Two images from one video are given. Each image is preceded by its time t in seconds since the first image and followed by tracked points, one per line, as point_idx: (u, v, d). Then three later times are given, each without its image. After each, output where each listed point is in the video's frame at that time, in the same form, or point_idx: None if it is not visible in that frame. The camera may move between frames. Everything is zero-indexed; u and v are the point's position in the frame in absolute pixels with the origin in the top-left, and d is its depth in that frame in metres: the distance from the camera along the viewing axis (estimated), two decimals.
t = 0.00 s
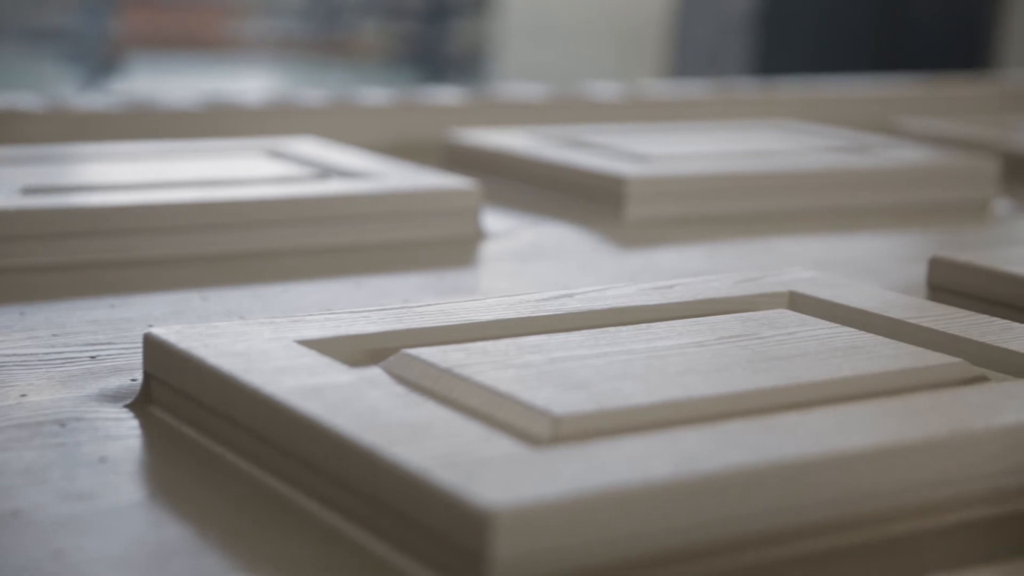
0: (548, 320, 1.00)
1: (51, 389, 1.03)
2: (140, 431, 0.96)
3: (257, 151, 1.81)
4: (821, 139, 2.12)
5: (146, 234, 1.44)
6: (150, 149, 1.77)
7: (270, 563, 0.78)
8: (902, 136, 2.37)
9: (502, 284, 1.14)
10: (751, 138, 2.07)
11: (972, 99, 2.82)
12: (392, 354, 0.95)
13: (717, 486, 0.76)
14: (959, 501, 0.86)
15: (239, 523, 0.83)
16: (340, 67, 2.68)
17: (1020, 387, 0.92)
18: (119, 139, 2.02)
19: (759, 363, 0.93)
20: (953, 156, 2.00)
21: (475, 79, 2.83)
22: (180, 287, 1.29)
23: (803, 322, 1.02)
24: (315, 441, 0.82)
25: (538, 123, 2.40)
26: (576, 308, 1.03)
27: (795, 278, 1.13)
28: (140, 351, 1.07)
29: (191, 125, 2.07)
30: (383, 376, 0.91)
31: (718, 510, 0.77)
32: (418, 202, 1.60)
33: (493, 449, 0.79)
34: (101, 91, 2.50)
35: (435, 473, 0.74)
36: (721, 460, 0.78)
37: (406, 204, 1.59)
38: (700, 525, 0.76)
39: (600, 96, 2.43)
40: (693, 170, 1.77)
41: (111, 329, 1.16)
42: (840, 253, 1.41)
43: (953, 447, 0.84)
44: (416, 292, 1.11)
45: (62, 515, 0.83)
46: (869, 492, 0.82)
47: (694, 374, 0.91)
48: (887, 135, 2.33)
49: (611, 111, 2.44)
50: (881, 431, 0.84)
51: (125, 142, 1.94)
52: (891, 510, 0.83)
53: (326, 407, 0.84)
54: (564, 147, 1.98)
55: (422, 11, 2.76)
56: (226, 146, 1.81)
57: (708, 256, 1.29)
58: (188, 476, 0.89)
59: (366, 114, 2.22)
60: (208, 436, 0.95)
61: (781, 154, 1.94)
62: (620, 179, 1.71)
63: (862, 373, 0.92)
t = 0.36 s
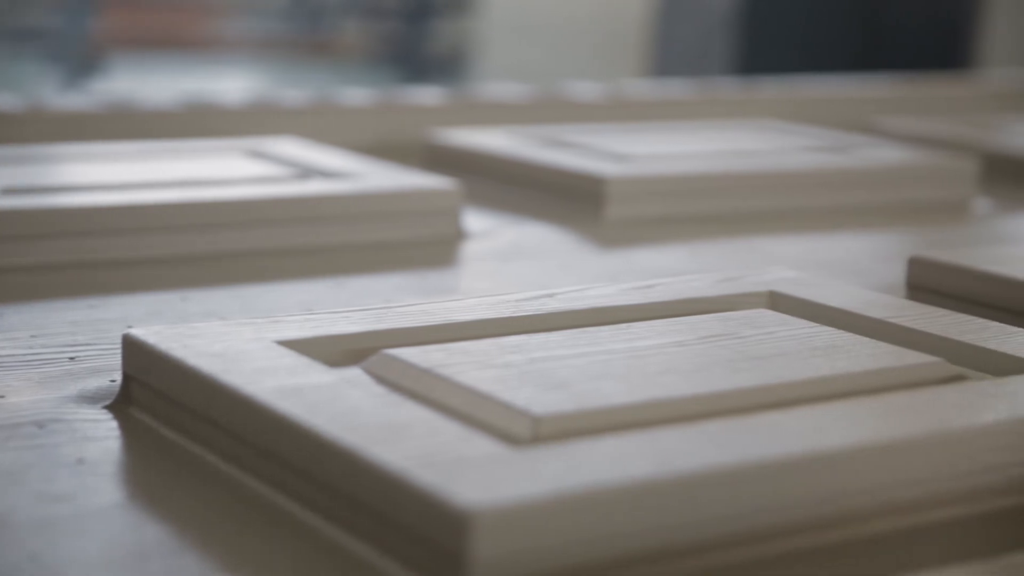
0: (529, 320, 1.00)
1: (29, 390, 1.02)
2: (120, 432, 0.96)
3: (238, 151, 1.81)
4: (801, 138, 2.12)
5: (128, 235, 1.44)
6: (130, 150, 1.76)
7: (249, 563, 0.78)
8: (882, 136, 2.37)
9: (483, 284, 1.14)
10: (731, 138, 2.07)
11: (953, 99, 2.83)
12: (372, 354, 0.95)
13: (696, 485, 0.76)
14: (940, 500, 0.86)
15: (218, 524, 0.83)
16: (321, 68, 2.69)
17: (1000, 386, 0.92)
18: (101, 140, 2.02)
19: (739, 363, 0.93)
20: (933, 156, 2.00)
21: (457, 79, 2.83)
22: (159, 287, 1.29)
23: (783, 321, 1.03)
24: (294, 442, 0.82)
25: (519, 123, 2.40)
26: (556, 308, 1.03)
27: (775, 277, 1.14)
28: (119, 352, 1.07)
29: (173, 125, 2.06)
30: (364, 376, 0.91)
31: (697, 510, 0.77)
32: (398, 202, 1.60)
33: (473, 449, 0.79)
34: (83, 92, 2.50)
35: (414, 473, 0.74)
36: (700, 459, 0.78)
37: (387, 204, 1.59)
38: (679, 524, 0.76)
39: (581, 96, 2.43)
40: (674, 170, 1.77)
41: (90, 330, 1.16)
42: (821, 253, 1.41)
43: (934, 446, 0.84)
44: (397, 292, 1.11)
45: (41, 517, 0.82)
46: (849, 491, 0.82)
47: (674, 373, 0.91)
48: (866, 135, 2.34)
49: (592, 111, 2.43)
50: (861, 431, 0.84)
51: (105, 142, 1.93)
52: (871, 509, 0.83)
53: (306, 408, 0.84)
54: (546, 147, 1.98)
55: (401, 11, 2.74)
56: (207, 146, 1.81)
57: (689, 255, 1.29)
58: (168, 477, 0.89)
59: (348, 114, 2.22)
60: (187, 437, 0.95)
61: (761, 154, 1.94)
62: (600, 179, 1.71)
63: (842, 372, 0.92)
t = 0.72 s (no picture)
0: (508, 321, 1.00)
1: (7, 391, 1.02)
2: (98, 433, 0.96)
3: (216, 151, 1.81)
4: (780, 138, 2.12)
5: (111, 236, 1.43)
6: (108, 150, 1.76)
7: (227, 564, 0.78)
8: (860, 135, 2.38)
9: (463, 284, 1.14)
10: (711, 138, 2.07)
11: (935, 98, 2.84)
12: (350, 354, 0.94)
13: (675, 484, 0.76)
14: (919, 498, 0.86)
15: (197, 525, 0.83)
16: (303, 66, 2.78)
17: (978, 384, 0.92)
18: (82, 140, 2.02)
19: (718, 362, 0.93)
20: (913, 156, 2.00)
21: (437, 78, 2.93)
22: (138, 288, 1.29)
23: (761, 320, 1.03)
24: (272, 441, 0.82)
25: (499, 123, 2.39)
26: (535, 308, 1.03)
27: (755, 277, 1.14)
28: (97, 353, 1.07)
29: (154, 126, 2.06)
30: (343, 376, 0.91)
31: (676, 509, 0.77)
32: (375, 202, 1.59)
33: (452, 449, 0.79)
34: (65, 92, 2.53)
35: (393, 473, 0.74)
36: (678, 458, 0.78)
37: (367, 205, 1.59)
38: (658, 523, 0.76)
39: (561, 96, 2.43)
40: (653, 170, 1.77)
41: (69, 331, 1.16)
42: (801, 253, 1.41)
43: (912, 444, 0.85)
44: (377, 292, 1.11)
45: (18, 519, 0.82)
46: (828, 490, 0.82)
47: (652, 373, 0.91)
48: (846, 134, 2.34)
49: (573, 111, 2.43)
50: (839, 429, 0.84)
51: (82, 143, 1.93)
52: (850, 508, 0.84)
53: (284, 408, 0.84)
54: (525, 148, 1.98)
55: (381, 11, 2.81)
56: (186, 146, 1.80)
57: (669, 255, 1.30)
58: (145, 478, 0.89)
59: (328, 115, 2.22)
60: (165, 437, 0.94)
61: (739, 154, 1.94)
62: (579, 179, 1.71)
63: (820, 371, 0.92)
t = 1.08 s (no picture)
0: (487, 320, 1.00)
1: None
2: (75, 434, 0.96)
3: (195, 151, 1.81)
4: (760, 138, 2.13)
5: (93, 236, 1.43)
6: (86, 150, 1.75)
7: (205, 564, 0.78)
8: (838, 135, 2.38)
9: (443, 284, 1.14)
10: (691, 138, 2.08)
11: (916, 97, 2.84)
12: (328, 355, 0.94)
13: (654, 484, 0.77)
14: (899, 497, 0.87)
15: (174, 525, 0.83)
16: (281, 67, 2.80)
17: (955, 383, 0.93)
18: (61, 140, 2.01)
19: (696, 361, 0.94)
20: (893, 155, 2.01)
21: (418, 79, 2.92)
22: (116, 288, 1.28)
23: (740, 320, 1.03)
24: (250, 442, 0.82)
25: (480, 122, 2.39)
26: (514, 308, 1.03)
27: (734, 276, 1.14)
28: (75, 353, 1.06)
29: (135, 126, 2.05)
30: (321, 377, 0.91)
31: (653, 508, 0.77)
32: (352, 203, 1.59)
33: (431, 449, 0.79)
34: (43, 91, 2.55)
35: (372, 474, 0.74)
36: (657, 458, 0.78)
37: (346, 204, 1.59)
38: (636, 524, 0.76)
39: (541, 96, 2.42)
40: (633, 170, 1.78)
41: (46, 332, 1.15)
42: (781, 253, 1.41)
43: (891, 443, 0.85)
44: (356, 292, 1.11)
45: None
46: (807, 489, 0.82)
47: (631, 373, 0.91)
48: (825, 134, 2.34)
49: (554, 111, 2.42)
50: (817, 429, 0.84)
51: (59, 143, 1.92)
52: (830, 506, 0.84)
53: (262, 409, 0.84)
54: (504, 148, 1.98)
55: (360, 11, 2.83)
56: (166, 146, 1.80)
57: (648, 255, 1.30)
58: (123, 479, 0.89)
59: (308, 115, 2.21)
60: (141, 438, 0.94)
61: (718, 153, 1.95)
62: (559, 179, 1.71)
63: (798, 370, 0.92)
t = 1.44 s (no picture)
0: (466, 320, 1.00)
1: None
2: (54, 435, 0.95)
3: (173, 151, 1.80)
4: (739, 138, 2.13)
5: (73, 236, 1.43)
6: (63, 150, 1.75)
7: (182, 565, 0.77)
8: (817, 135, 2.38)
9: (422, 284, 1.14)
10: (671, 138, 2.08)
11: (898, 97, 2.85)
12: (307, 355, 0.94)
13: (632, 484, 0.77)
14: (878, 496, 0.87)
15: (152, 526, 0.82)
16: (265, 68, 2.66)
17: (934, 381, 0.93)
18: (40, 141, 2.00)
19: (675, 360, 0.94)
20: (872, 155, 2.01)
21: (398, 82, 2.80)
22: (94, 290, 1.28)
23: (719, 319, 1.03)
24: (228, 443, 0.82)
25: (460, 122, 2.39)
26: (493, 308, 1.03)
27: (713, 276, 1.14)
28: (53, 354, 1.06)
29: (113, 125, 2.05)
30: (300, 377, 0.91)
31: (631, 508, 0.77)
32: (329, 203, 1.58)
33: (410, 449, 0.79)
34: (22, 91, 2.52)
35: (349, 474, 0.74)
36: (636, 458, 0.78)
37: (324, 204, 1.58)
38: (615, 524, 0.76)
39: (521, 96, 2.42)
40: (612, 169, 1.78)
41: (24, 332, 1.15)
42: (761, 253, 1.42)
43: (871, 442, 0.85)
44: (336, 292, 1.11)
45: None
46: (785, 488, 0.82)
47: (610, 372, 0.91)
48: (805, 134, 2.34)
49: (534, 111, 2.42)
50: (796, 428, 0.84)
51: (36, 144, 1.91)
52: (809, 506, 0.84)
53: (240, 410, 0.84)
54: (484, 147, 1.98)
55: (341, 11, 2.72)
56: (144, 146, 1.80)
57: (628, 255, 1.30)
58: (101, 480, 0.89)
59: (288, 114, 2.21)
60: (120, 439, 0.94)
61: (697, 153, 1.95)
62: (539, 179, 1.72)
63: (777, 370, 0.92)
